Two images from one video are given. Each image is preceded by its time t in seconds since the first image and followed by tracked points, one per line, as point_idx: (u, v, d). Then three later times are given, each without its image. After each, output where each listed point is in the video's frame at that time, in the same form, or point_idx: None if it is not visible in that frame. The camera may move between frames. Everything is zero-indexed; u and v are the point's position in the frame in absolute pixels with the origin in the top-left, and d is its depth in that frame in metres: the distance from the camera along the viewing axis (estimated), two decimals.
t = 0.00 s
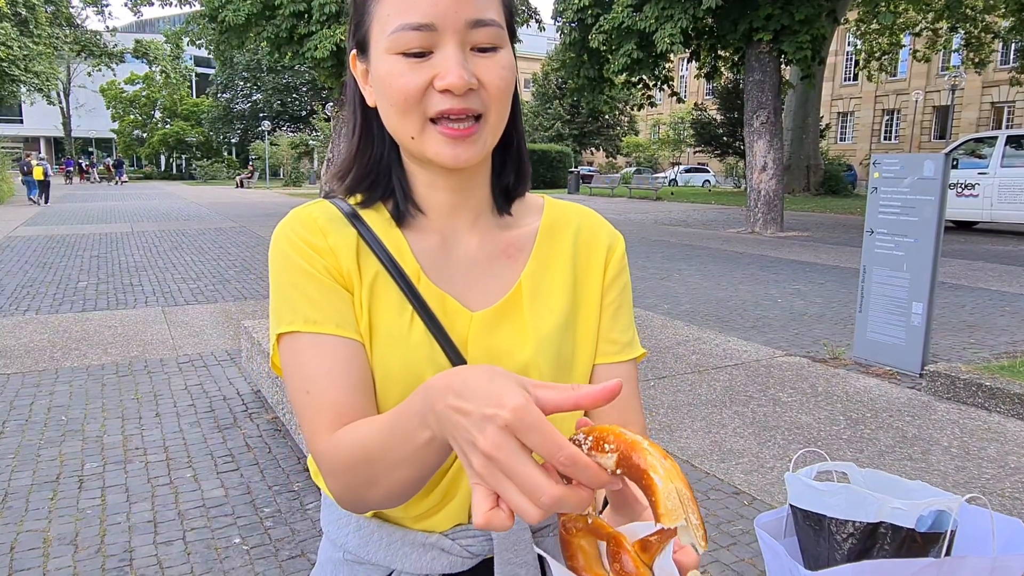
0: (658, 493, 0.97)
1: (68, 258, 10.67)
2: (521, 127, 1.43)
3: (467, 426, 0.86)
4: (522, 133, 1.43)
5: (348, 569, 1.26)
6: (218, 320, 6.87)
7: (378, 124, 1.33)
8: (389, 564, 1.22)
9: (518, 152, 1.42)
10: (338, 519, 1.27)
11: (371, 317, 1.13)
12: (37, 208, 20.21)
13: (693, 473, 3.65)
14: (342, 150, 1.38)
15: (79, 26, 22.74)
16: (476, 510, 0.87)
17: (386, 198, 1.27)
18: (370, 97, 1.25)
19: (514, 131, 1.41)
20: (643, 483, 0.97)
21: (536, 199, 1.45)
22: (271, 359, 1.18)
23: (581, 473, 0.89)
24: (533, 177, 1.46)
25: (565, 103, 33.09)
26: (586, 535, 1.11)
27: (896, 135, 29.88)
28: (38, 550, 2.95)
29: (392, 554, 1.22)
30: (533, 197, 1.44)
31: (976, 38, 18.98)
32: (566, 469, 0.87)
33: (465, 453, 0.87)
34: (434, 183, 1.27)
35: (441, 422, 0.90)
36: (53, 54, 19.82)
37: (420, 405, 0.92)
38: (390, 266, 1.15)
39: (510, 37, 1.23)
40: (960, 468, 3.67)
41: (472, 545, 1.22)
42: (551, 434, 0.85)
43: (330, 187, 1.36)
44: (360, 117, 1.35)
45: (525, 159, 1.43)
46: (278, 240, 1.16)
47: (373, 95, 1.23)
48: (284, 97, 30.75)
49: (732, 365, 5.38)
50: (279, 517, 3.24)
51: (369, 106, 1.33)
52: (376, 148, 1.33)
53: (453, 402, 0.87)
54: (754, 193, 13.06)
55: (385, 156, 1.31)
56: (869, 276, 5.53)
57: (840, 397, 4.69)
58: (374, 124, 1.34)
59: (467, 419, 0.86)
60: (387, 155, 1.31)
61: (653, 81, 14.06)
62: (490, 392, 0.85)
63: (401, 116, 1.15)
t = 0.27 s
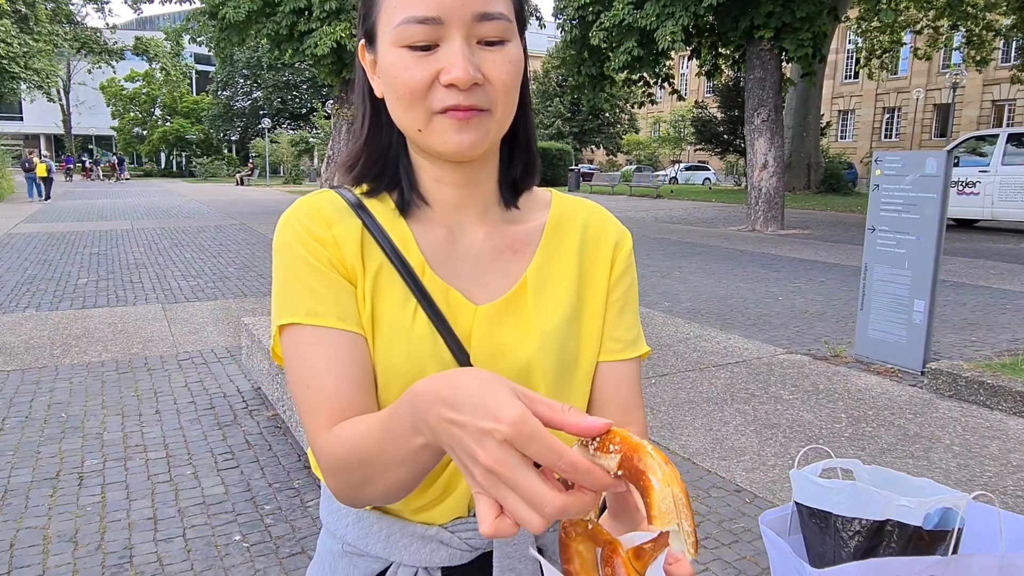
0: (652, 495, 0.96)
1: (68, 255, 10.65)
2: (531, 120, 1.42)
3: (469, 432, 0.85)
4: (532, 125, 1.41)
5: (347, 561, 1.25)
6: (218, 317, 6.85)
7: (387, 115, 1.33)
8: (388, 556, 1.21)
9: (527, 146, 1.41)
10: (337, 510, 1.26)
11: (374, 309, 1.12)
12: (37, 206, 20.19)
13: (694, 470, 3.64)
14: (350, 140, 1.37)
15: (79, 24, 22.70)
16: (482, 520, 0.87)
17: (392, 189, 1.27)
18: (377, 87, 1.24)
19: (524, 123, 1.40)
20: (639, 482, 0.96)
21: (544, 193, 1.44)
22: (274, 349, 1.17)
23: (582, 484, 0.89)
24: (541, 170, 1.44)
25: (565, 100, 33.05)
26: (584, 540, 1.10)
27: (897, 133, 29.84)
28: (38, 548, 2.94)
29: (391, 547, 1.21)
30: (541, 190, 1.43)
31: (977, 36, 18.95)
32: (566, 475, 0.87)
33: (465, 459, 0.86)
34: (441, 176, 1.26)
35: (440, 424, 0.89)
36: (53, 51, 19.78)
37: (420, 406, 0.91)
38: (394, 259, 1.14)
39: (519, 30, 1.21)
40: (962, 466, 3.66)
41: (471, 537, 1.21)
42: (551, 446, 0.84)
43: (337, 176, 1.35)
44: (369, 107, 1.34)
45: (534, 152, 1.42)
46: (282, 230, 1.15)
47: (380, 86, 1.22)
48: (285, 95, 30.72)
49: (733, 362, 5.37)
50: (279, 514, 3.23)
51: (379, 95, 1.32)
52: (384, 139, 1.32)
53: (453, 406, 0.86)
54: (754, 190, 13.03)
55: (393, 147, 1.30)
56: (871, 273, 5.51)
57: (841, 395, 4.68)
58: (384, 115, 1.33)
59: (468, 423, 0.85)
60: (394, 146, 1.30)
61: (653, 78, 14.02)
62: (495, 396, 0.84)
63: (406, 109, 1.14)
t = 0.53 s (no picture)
0: (656, 504, 0.96)
1: (67, 253, 10.63)
2: (543, 117, 1.41)
3: (475, 432, 0.83)
4: (545, 121, 1.40)
5: (347, 555, 1.23)
6: (219, 315, 6.84)
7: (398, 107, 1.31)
8: (387, 551, 1.20)
9: (537, 144, 1.40)
10: (337, 503, 1.25)
11: (379, 301, 1.11)
12: (37, 203, 20.17)
13: (696, 468, 3.62)
14: (359, 131, 1.36)
15: (79, 21, 22.64)
16: (480, 523, 0.86)
17: (400, 180, 1.25)
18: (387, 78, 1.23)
19: (535, 118, 1.39)
20: (642, 492, 0.97)
21: (554, 190, 1.43)
22: (278, 339, 1.16)
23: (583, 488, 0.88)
24: (552, 168, 1.44)
25: (566, 98, 33.01)
26: (587, 552, 1.07)
27: (898, 131, 29.81)
28: (38, 545, 2.93)
29: (390, 541, 1.19)
30: (551, 187, 1.41)
31: (979, 34, 18.91)
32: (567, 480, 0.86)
33: (466, 457, 0.85)
34: (448, 170, 1.25)
35: (443, 420, 0.88)
36: (54, 49, 19.75)
37: (426, 402, 0.89)
38: (399, 250, 1.13)
39: (533, 25, 1.20)
40: (964, 464, 3.65)
41: (472, 533, 1.20)
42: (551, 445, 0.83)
43: (346, 167, 1.35)
44: (380, 98, 1.33)
45: (544, 150, 1.40)
46: (288, 220, 1.14)
47: (389, 76, 1.21)
48: (285, 93, 30.68)
49: (734, 360, 5.36)
50: (280, 512, 3.22)
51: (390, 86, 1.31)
52: (393, 130, 1.31)
53: (459, 405, 0.84)
54: (755, 188, 13.01)
55: (403, 138, 1.29)
56: (873, 270, 5.50)
57: (843, 393, 4.66)
58: (394, 106, 1.32)
59: (473, 421, 0.83)
60: (403, 138, 1.29)
61: (654, 76, 13.98)
62: (503, 392, 0.83)
63: (414, 100, 1.13)
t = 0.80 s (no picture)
0: (669, 503, 0.94)
1: (67, 251, 10.62)
2: (547, 115, 1.40)
3: (483, 430, 0.83)
4: (548, 120, 1.40)
5: (347, 554, 1.22)
6: (219, 313, 6.84)
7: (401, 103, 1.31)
8: (388, 550, 1.19)
9: (541, 141, 1.39)
10: (337, 502, 1.24)
11: (381, 299, 1.10)
12: (37, 202, 20.14)
13: (696, 467, 3.62)
14: (361, 126, 1.35)
15: (78, 19, 22.62)
16: (500, 520, 0.85)
17: (402, 177, 1.25)
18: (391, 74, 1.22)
19: (539, 117, 1.39)
20: (655, 491, 0.94)
21: (557, 188, 1.42)
22: (279, 336, 1.16)
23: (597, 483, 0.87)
24: (555, 166, 1.43)
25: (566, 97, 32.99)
26: (584, 548, 1.07)
27: (898, 129, 29.81)
28: (37, 544, 2.92)
29: (391, 540, 1.19)
30: (554, 185, 1.41)
31: (979, 32, 18.90)
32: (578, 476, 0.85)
33: (477, 458, 0.84)
34: (451, 167, 1.24)
35: (451, 419, 0.87)
36: (53, 46, 19.73)
37: (433, 401, 0.89)
38: (402, 249, 1.12)
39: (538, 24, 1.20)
40: (964, 462, 3.64)
41: (473, 532, 1.20)
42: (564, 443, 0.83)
43: (348, 163, 1.34)
44: (383, 94, 1.32)
45: (548, 148, 1.40)
46: (289, 217, 1.13)
47: (394, 72, 1.21)
48: (284, 91, 30.64)
49: (734, 358, 5.36)
50: (279, 511, 3.22)
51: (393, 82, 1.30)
52: (396, 126, 1.30)
53: (469, 403, 0.84)
54: (755, 187, 13.00)
55: (406, 134, 1.29)
56: (873, 269, 5.49)
57: (843, 391, 4.66)
58: (397, 102, 1.31)
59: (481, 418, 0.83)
60: (406, 134, 1.28)
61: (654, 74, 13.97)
62: (511, 390, 0.83)
63: (419, 97, 1.12)
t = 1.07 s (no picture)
0: (686, 560, 0.93)
1: (66, 248, 10.63)
2: (550, 114, 1.40)
3: (497, 445, 0.82)
4: (553, 120, 1.40)
5: (347, 554, 1.22)
6: (218, 311, 6.84)
7: (405, 102, 1.30)
8: (390, 550, 1.19)
9: (545, 141, 1.39)
10: (338, 501, 1.23)
11: (384, 297, 1.10)
12: (36, 199, 20.13)
13: (696, 466, 3.62)
14: (366, 124, 1.35)
15: (77, 16, 22.59)
16: (506, 535, 0.84)
17: (405, 175, 1.24)
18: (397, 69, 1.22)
19: (543, 117, 1.39)
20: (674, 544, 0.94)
21: (561, 189, 1.42)
22: (278, 334, 1.15)
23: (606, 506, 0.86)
24: (559, 167, 1.42)
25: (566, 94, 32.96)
26: (574, 566, 1.06)
27: (897, 127, 29.79)
28: (37, 542, 2.92)
29: (393, 540, 1.18)
30: (559, 185, 1.40)
31: (979, 30, 18.87)
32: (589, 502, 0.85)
33: (488, 468, 0.83)
34: (455, 164, 1.24)
35: (463, 431, 0.86)
36: (53, 44, 19.70)
37: (449, 414, 0.88)
38: (406, 248, 1.12)
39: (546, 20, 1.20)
40: (965, 460, 3.64)
41: (474, 531, 1.20)
42: (579, 465, 0.82)
43: (350, 161, 1.34)
44: (388, 91, 1.32)
45: (553, 149, 1.39)
46: (293, 213, 1.13)
47: (399, 68, 1.20)
48: (284, 88, 30.61)
49: (734, 356, 5.36)
50: (279, 509, 3.21)
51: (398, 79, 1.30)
52: (398, 124, 1.30)
53: (487, 422, 0.83)
54: (755, 184, 12.99)
55: (409, 132, 1.28)
56: (873, 267, 5.49)
57: (843, 390, 4.66)
58: (401, 98, 1.30)
59: (496, 431, 0.83)
60: (410, 132, 1.28)
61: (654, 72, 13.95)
62: (526, 405, 0.83)
63: (427, 92, 1.12)
